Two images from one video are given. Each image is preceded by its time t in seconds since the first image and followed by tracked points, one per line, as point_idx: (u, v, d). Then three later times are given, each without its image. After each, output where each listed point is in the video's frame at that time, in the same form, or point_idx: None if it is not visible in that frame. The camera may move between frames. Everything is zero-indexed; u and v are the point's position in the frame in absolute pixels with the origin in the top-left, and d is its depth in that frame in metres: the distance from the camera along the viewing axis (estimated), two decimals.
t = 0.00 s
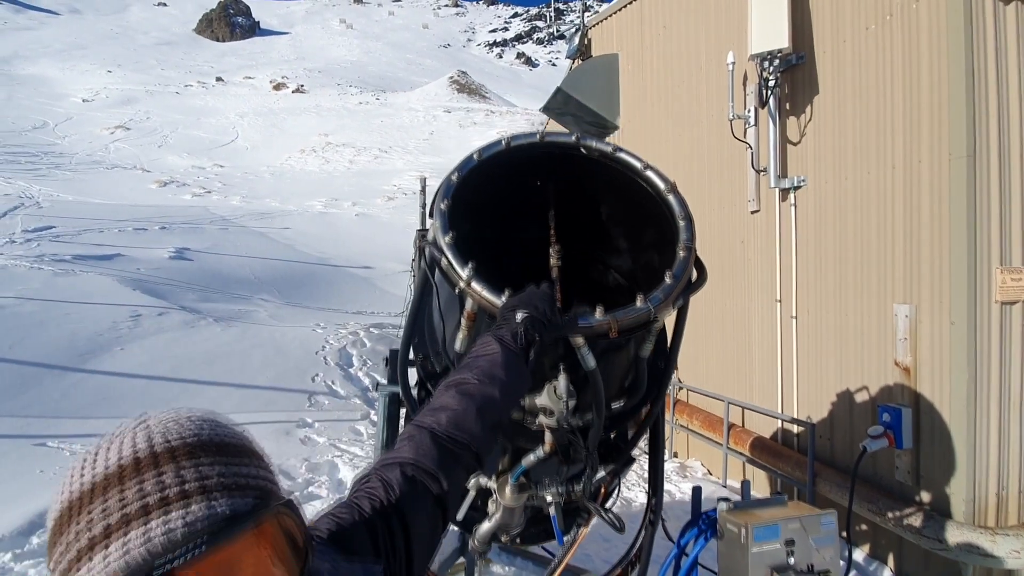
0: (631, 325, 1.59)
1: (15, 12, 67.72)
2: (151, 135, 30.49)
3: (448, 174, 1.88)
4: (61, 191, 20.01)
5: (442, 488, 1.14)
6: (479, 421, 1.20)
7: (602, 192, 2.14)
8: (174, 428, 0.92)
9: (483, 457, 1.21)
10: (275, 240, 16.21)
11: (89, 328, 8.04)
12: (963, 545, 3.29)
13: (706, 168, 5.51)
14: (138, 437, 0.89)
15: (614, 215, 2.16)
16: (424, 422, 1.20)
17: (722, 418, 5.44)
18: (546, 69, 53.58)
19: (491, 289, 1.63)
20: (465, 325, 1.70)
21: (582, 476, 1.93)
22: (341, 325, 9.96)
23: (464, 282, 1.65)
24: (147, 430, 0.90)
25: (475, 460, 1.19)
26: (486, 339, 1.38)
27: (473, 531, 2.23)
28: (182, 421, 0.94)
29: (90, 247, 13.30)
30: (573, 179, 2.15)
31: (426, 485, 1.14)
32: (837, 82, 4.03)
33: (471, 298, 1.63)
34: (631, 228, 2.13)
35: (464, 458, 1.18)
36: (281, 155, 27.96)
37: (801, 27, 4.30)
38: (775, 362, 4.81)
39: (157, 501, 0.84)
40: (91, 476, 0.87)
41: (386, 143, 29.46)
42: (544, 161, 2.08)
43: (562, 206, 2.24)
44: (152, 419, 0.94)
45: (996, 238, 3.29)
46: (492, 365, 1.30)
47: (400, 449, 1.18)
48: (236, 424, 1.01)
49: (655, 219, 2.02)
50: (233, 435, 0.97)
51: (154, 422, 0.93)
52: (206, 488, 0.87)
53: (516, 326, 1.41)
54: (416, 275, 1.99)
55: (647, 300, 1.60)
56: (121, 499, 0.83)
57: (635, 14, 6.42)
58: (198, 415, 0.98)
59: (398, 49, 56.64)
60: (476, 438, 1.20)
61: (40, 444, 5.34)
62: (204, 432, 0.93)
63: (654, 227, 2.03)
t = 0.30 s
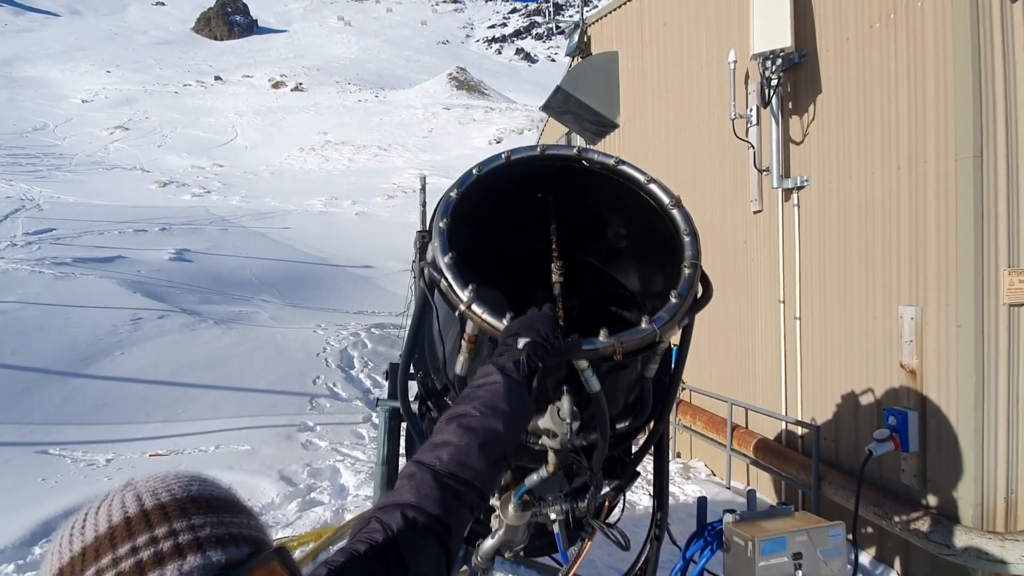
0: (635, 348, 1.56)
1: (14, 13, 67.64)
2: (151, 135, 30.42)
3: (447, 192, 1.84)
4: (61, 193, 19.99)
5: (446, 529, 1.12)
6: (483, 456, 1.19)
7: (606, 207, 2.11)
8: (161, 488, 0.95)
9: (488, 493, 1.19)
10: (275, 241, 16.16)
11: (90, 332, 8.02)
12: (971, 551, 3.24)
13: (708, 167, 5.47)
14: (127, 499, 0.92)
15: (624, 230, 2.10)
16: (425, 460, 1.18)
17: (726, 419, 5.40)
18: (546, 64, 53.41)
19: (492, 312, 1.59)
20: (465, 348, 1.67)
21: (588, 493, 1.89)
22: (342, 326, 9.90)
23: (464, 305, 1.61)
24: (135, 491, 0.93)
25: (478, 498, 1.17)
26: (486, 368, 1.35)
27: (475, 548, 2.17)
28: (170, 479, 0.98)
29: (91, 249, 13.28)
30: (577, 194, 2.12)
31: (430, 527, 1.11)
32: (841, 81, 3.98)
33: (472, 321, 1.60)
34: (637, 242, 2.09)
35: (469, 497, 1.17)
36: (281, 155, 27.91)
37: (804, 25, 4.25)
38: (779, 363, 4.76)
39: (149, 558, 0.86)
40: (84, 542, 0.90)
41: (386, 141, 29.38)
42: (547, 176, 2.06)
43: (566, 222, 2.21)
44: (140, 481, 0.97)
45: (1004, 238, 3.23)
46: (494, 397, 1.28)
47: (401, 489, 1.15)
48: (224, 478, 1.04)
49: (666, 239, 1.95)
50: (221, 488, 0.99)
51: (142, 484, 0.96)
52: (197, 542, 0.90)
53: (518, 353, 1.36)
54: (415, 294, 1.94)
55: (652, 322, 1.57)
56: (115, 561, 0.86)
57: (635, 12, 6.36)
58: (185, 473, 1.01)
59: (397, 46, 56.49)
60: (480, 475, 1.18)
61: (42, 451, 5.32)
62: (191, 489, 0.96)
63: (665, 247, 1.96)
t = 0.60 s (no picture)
0: (637, 350, 1.54)
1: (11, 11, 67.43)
2: (149, 132, 30.33)
3: (447, 192, 1.82)
4: (60, 191, 19.92)
5: (447, 542, 1.11)
6: (484, 465, 1.16)
7: (606, 206, 2.08)
8: (156, 503, 0.98)
9: (489, 502, 1.17)
10: (274, 238, 16.12)
11: (89, 330, 7.99)
12: (973, 549, 3.23)
13: (708, 164, 5.43)
14: (122, 513, 0.95)
15: (628, 231, 2.07)
16: (425, 468, 1.16)
17: (726, 417, 5.39)
18: (545, 61, 53.31)
19: (492, 314, 1.57)
20: (464, 350, 1.65)
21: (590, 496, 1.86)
22: (341, 324, 9.88)
23: (463, 307, 1.58)
24: (130, 507, 0.96)
25: (480, 507, 1.15)
26: (487, 372, 1.31)
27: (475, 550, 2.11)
28: (164, 495, 1.01)
29: (89, 247, 13.24)
30: (577, 194, 2.10)
31: (430, 538, 1.10)
32: (842, 77, 3.96)
33: (471, 323, 1.58)
34: (639, 241, 2.06)
35: (472, 506, 1.15)
36: (279, 152, 27.85)
37: (806, 20, 4.22)
38: (780, 362, 4.74)
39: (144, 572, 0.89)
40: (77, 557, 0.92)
41: (385, 138, 29.31)
42: (546, 176, 2.04)
43: (566, 224, 2.19)
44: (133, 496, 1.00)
45: (1008, 235, 3.22)
46: (496, 402, 1.25)
47: (400, 499, 1.13)
48: (215, 492, 1.07)
49: (669, 245, 1.93)
50: (214, 503, 1.03)
51: (136, 498, 0.99)
52: (192, 555, 0.92)
53: (520, 357, 1.32)
54: (414, 296, 1.92)
55: (654, 323, 1.55)
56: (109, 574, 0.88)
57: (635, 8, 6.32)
58: (178, 488, 1.04)
59: (395, 43, 56.39)
60: (482, 484, 1.16)
61: (41, 450, 5.29)
62: (185, 504, 0.99)
63: (668, 255, 1.93)
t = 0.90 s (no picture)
0: (635, 347, 1.54)
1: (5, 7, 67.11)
2: (145, 129, 30.23)
3: (446, 188, 1.82)
4: (56, 189, 19.87)
5: (446, 539, 1.11)
6: (485, 462, 1.18)
7: (603, 203, 2.09)
8: (153, 509, 1.00)
9: (489, 499, 1.18)
10: (272, 236, 16.13)
11: (86, 329, 7.98)
12: (969, 542, 3.25)
13: (706, 160, 5.44)
14: (120, 520, 0.96)
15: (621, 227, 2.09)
16: (425, 465, 1.17)
17: (724, 412, 5.41)
18: (542, 56, 53.22)
19: (491, 312, 1.57)
20: (464, 348, 1.65)
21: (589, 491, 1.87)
22: (340, 321, 9.89)
23: (463, 305, 1.59)
24: (128, 512, 0.97)
25: (480, 504, 1.16)
26: (486, 370, 1.33)
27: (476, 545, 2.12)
28: (163, 500, 1.02)
29: (86, 245, 13.21)
30: (573, 191, 2.11)
31: (431, 535, 1.10)
32: (840, 72, 3.96)
33: (471, 321, 1.58)
34: (636, 236, 2.07)
35: (473, 502, 1.16)
36: (276, 149, 27.80)
37: (803, 16, 4.22)
38: (778, 357, 4.76)
39: None
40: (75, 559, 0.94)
41: (382, 135, 29.27)
42: (543, 174, 2.05)
43: (563, 222, 2.19)
44: (132, 500, 1.02)
45: (1004, 230, 3.23)
46: (495, 401, 1.26)
47: (401, 496, 1.14)
48: (215, 496, 1.09)
49: (665, 241, 1.95)
50: (213, 507, 1.04)
51: (133, 503, 1.00)
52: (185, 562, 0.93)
53: (519, 355, 1.34)
54: (413, 292, 1.92)
55: (653, 320, 1.55)
56: None
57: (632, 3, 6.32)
58: (178, 492, 1.06)
59: (392, 39, 56.28)
60: (482, 481, 1.17)
61: (40, 449, 5.29)
62: (183, 510, 1.01)
63: (664, 250, 1.96)
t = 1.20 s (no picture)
0: (631, 340, 1.55)
1: None
2: (138, 122, 30.05)
3: (440, 182, 1.82)
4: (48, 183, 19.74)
5: (442, 530, 1.12)
6: (480, 455, 1.18)
7: (600, 196, 2.09)
8: (151, 504, 1.00)
9: (485, 490, 1.19)
10: (267, 230, 16.10)
11: (80, 324, 7.95)
12: (961, 533, 3.28)
13: (702, 154, 5.45)
14: (117, 516, 0.97)
15: (623, 224, 2.09)
16: (421, 458, 1.18)
17: (720, 406, 5.43)
18: (538, 50, 53.11)
19: (487, 305, 1.58)
20: (460, 341, 1.66)
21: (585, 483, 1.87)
22: (335, 315, 9.88)
23: (459, 298, 1.59)
24: (125, 508, 0.98)
25: (477, 497, 1.17)
26: (482, 363, 1.33)
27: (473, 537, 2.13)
28: (160, 495, 1.03)
29: (79, 240, 13.14)
30: (570, 184, 2.11)
31: (426, 527, 1.11)
32: (836, 66, 3.97)
33: (467, 314, 1.59)
34: (633, 229, 2.07)
35: (470, 494, 1.16)
36: (271, 143, 27.71)
37: (799, 10, 4.22)
38: (773, 351, 4.78)
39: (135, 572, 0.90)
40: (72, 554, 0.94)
41: (377, 129, 29.19)
42: (539, 166, 2.05)
43: (560, 215, 2.20)
44: (129, 496, 1.02)
45: (997, 225, 3.25)
46: (491, 392, 1.26)
47: (397, 489, 1.15)
48: (212, 490, 1.10)
49: (662, 235, 1.95)
50: (211, 502, 1.05)
51: (131, 500, 1.01)
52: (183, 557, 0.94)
53: (515, 348, 1.34)
54: (408, 286, 1.92)
55: (648, 313, 1.56)
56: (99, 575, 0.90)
57: None
58: (175, 487, 1.06)
59: (387, 32, 56.11)
60: (478, 473, 1.18)
61: (35, 445, 5.27)
62: (181, 505, 1.01)
63: (662, 250, 1.95)
